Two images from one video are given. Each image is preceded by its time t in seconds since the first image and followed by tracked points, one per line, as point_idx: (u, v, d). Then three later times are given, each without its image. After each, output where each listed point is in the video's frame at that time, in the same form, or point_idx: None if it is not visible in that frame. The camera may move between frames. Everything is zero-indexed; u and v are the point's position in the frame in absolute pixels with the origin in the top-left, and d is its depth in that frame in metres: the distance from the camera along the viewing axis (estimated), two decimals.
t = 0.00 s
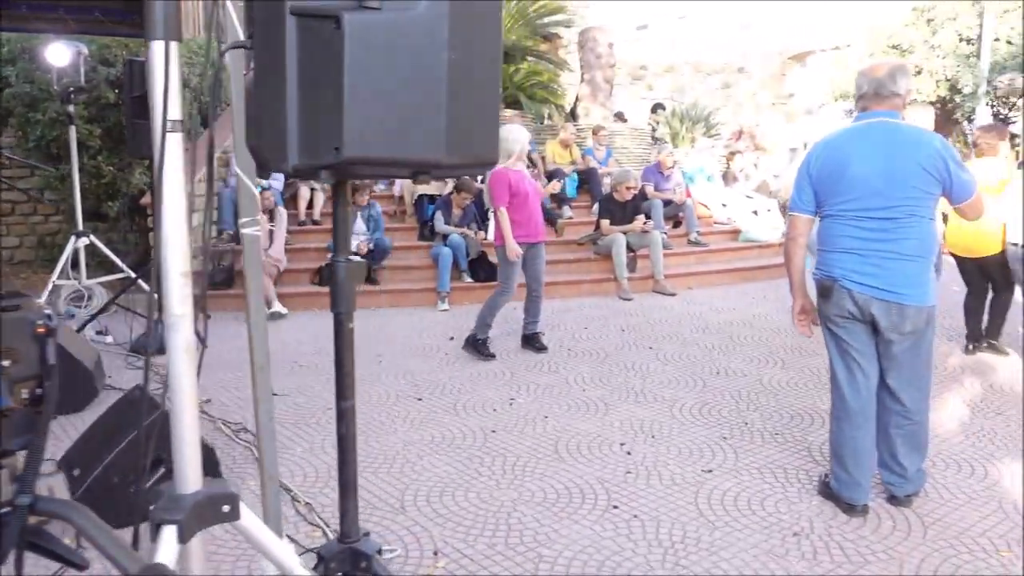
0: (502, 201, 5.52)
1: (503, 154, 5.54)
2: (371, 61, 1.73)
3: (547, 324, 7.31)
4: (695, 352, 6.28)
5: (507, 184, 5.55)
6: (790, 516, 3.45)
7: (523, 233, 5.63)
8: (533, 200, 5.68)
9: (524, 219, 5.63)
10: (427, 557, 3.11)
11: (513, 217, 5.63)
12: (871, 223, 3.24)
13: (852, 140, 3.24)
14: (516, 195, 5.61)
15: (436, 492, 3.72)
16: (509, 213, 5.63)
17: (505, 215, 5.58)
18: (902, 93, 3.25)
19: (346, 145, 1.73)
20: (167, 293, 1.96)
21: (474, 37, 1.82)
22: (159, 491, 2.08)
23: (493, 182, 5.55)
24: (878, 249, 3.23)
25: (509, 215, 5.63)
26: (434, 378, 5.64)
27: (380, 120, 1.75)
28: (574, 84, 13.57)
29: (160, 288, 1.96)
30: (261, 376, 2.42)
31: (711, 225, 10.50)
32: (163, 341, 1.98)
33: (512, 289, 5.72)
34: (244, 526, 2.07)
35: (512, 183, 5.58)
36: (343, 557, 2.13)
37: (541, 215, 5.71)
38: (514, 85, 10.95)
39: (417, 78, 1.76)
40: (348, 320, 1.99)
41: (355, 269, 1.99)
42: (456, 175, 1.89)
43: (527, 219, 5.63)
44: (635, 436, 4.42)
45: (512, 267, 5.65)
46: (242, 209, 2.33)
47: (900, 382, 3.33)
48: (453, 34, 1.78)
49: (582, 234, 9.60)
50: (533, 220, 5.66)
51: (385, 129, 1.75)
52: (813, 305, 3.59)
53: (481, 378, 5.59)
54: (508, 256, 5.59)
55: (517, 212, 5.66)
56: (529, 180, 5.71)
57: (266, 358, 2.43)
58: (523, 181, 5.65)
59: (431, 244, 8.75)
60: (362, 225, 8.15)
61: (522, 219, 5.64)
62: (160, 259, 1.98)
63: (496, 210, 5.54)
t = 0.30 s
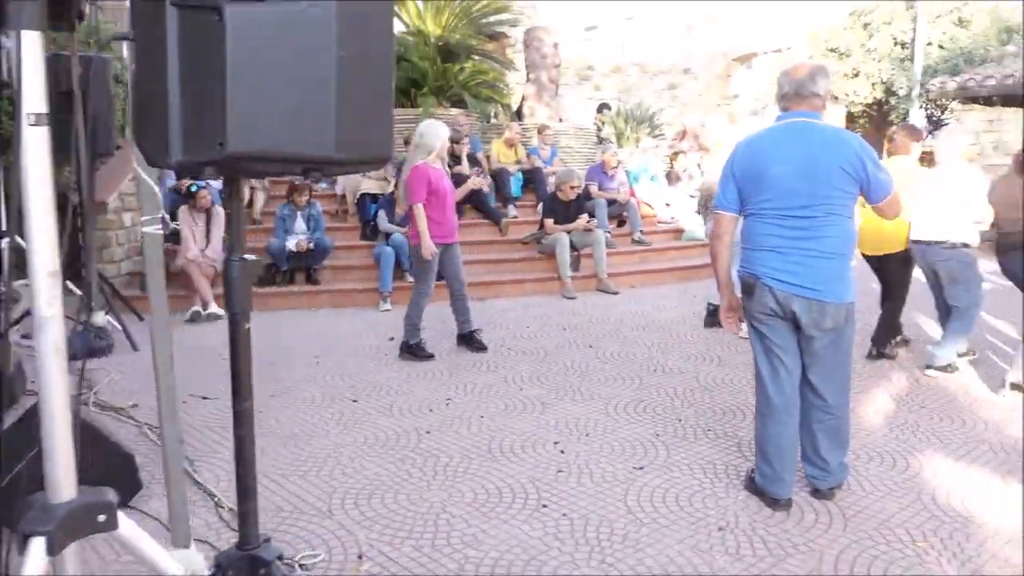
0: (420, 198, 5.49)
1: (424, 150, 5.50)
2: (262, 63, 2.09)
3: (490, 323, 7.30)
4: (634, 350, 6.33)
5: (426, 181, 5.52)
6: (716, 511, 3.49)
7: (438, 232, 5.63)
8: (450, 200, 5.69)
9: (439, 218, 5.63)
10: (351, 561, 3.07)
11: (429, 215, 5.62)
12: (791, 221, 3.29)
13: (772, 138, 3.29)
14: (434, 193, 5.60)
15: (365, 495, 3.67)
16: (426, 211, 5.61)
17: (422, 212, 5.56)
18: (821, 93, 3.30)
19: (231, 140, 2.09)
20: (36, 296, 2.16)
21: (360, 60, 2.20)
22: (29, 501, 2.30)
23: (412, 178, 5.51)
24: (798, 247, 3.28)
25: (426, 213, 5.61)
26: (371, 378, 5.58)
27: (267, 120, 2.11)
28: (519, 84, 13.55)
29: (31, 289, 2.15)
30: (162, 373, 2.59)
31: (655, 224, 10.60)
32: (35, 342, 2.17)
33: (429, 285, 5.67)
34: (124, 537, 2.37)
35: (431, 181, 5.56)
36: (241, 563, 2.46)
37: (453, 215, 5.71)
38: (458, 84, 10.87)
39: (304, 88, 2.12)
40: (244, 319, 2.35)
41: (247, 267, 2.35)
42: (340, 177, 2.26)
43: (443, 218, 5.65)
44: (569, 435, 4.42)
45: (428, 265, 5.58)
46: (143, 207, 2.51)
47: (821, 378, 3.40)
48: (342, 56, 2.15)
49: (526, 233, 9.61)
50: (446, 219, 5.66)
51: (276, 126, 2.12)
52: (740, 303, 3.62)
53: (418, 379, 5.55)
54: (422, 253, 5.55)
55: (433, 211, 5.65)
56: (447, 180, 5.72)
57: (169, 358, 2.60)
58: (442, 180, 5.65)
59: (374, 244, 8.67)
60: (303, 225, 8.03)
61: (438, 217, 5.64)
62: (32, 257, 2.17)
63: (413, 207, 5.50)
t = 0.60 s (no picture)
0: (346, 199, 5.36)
1: (348, 149, 5.36)
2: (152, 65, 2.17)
3: (438, 324, 7.21)
4: (581, 350, 6.30)
5: (352, 181, 5.39)
6: (658, 513, 3.46)
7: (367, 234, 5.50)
8: (376, 201, 5.59)
9: (366, 220, 5.52)
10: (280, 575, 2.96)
11: (356, 217, 5.50)
12: (730, 221, 3.27)
13: (710, 137, 3.27)
14: (360, 195, 5.49)
15: (300, 505, 3.56)
16: (352, 212, 5.49)
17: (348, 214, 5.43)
18: (759, 93, 3.29)
19: (120, 135, 2.16)
20: None
21: (253, 55, 2.30)
22: None
23: (337, 179, 5.36)
24: (736, 247, 3.27)
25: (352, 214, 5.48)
26: (313, 383, 5.46)
27: (163, 120, 2.19)
28: (471, 83, 13.46)
29: None
30: (66, 389, 2.51)
31: (606, 223, 10.60)
32: None
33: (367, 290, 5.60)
34: None
35: (357, 181, 5.44)
36: None
37: (381, 217, 5.61)
38: (407, 83, 10.73)
39: (201, 87, 2.21)
40: (141, 329, 2.50)
41: (143, 273, 2.50)
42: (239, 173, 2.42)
43: (370, 220, 5.53)
44: (513, 438, 4.36)
45: (360, 268, 5.52)
46: (41, 210, 2.48)
47: (760, 377, 3.39)
48: (235, 51, 2.24)
49: (478, 233, 9.54)
50: (372, 221, 5.55)
51: (170, 126, 2.20)
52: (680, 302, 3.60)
53: (362, 383, 5.45)
54: (351, 257, 5.43)
55: (359, 212, 5.53)
56: (372, 180, 5.60)
57: (72, 374, 2.52)
58: (367, 181, 5.54)
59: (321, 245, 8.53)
60: (246, 225, 7.91)
61: (365, 219, 5.52)
62: None
63: (339, 209, 5.37)
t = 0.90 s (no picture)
0: (274, 203, 5.22)
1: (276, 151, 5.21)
2: (34, 63, 1.95)
3: (394, 328, 7.08)
4: (537, 353, 6.24)
5: (280, 185, 5.24)
6: (610, 523, 3.39)
7: (293, 240, 5.33)
8: (307, 206, 5.43)
9: (294, 226, 5.35)
10: None
11: (283, 222, 5.33)
12: (681, 224, 3.21)
13: (659, 138, 3.22)
14: (289, 199, 5.33)
15: (240, 522, 3.43)
16: (280, 217, 5.33)
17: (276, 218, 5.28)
18: (708, 94, 3.24)
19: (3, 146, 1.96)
20: None
21: (153, 53, 2.09)
22: None
23: (265, 182, 5.21)
24: (686, 250, 3.22)
25: (280, 220, 5.33)
26: (261, 391, 5.32)
27: (48, 128, 1.98)
28: (430, 82, 13.33)
29: None
30: None
31: (565, 224, 10.56)
32: None
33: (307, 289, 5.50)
34: None
35: (285, 185, 5.29)
36: None
37: (312, 222, 5.43)
38: (364, 82, 10.57)
39: (90, 88, 1.99)
40: (37, 345, 2.37)
41: (38, 287, 2.38)
42: (140, 182, 2.24)
43: (300, 225, 5.36)
44: (465, 446, 4.27)
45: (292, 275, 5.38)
46: None
47: (711, 381, 3.35)
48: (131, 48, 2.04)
49: (436, 234, 9.43)
50: (303, 226, 5.37)
51: (55, 135, 1.98)
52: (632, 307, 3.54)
53: (313, 390, 5.32)
54: (278, 265, 5.31)
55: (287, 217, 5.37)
56: (302, 184, 5.44)
57: None
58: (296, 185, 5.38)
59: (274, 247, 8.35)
60: (195, 227, 7.71)
61: (294, 225, 5.35)
62: None
63: (266, 213, 5.22)
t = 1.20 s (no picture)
0: (180, 206, 5.05)
1: (183, 149, 5.01)
2: None
3: (338, 333, 6.88)
4: (484, 359, 6.10)
5: (187, 186, 5.06)
6: (554, 539, 3.28)
7: (200, 245, 5.19)
8: (218, 207, 5.28)
9: (200, 229, 5.20)
10: None
11: (191, 226, 5.19)
12: (622, 230, 3.11)
13: (600, 141, 3.12)
14: (198, 201, 5.16)
15: (163, 546, 3.23)
16: (188, 220, 5.18)
17: (183, 221, 5.12)
18: (650, 96, 3.15)
19: None
20: None
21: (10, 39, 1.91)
22: None
23: (171, 184, 5.04)
24: (628, 257, 3.12)
25: (188, 223, 5.17)
26: (194, 403, 5.09)
27: None
28: (377, 81, 13.09)
29: None
30: None
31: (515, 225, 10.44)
32: None
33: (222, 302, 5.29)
34: None
35: (194, 187, 5.12)
36: None
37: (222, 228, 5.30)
38: (308, 81, 10.31)
39: None
40: None
41: None
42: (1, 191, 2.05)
43: (208, 229, 5.21)
44: (406, 459, 4.11)
45: (199, 281, 5.24)
46: None
47: (656, 391, 3.25)
48: None
49: (382, 236, 9.23)
50: (212, 231, 5.24)
51: None
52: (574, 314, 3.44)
53: (249, 402, 5.11)
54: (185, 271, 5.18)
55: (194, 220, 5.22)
56: (214, 185, 5.27)
57: None
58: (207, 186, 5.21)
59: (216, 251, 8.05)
60: (129, 231, 7.37)
61: (202, 228, 5.21)
62: None
63: (172, 216, 5.07)
